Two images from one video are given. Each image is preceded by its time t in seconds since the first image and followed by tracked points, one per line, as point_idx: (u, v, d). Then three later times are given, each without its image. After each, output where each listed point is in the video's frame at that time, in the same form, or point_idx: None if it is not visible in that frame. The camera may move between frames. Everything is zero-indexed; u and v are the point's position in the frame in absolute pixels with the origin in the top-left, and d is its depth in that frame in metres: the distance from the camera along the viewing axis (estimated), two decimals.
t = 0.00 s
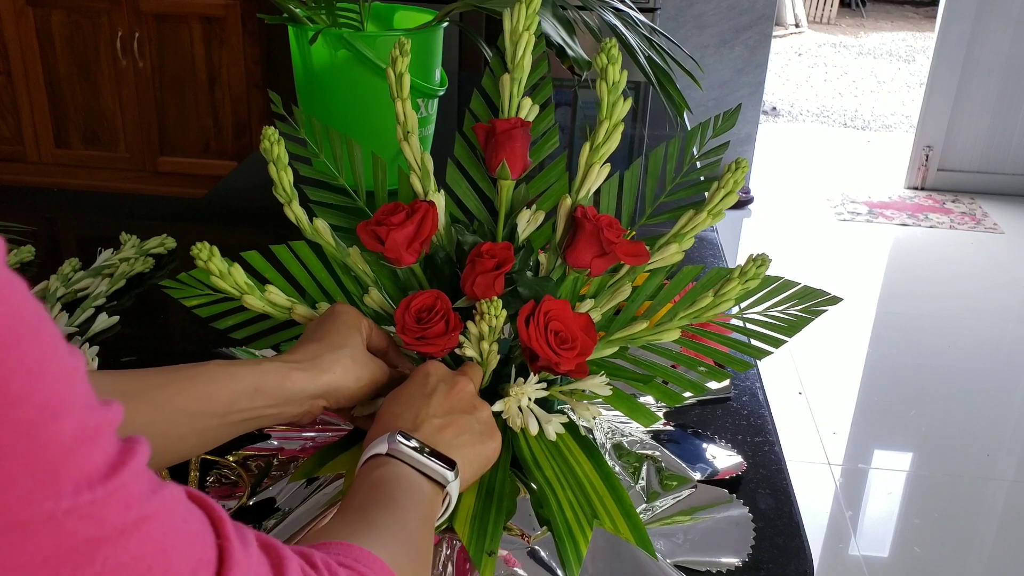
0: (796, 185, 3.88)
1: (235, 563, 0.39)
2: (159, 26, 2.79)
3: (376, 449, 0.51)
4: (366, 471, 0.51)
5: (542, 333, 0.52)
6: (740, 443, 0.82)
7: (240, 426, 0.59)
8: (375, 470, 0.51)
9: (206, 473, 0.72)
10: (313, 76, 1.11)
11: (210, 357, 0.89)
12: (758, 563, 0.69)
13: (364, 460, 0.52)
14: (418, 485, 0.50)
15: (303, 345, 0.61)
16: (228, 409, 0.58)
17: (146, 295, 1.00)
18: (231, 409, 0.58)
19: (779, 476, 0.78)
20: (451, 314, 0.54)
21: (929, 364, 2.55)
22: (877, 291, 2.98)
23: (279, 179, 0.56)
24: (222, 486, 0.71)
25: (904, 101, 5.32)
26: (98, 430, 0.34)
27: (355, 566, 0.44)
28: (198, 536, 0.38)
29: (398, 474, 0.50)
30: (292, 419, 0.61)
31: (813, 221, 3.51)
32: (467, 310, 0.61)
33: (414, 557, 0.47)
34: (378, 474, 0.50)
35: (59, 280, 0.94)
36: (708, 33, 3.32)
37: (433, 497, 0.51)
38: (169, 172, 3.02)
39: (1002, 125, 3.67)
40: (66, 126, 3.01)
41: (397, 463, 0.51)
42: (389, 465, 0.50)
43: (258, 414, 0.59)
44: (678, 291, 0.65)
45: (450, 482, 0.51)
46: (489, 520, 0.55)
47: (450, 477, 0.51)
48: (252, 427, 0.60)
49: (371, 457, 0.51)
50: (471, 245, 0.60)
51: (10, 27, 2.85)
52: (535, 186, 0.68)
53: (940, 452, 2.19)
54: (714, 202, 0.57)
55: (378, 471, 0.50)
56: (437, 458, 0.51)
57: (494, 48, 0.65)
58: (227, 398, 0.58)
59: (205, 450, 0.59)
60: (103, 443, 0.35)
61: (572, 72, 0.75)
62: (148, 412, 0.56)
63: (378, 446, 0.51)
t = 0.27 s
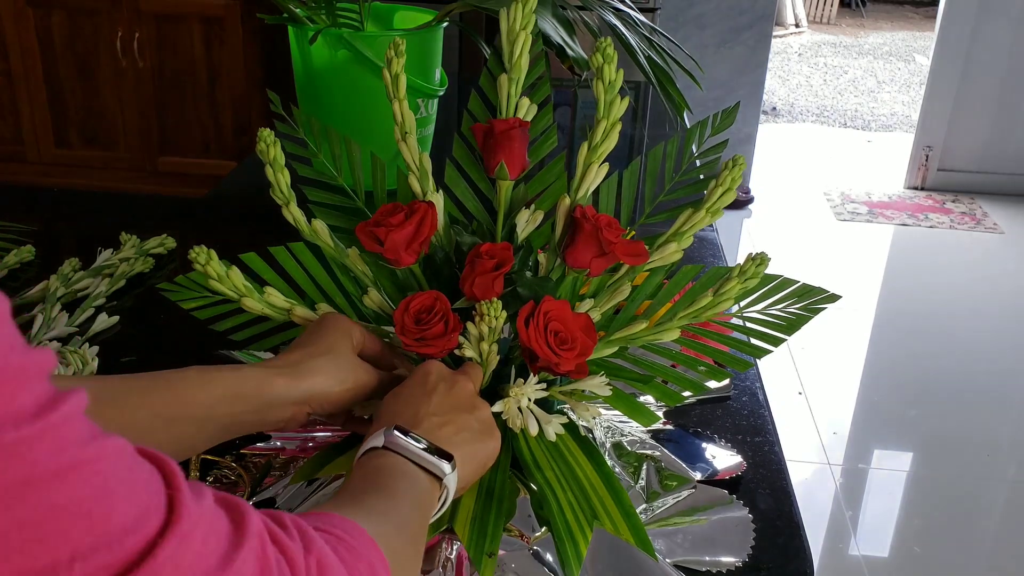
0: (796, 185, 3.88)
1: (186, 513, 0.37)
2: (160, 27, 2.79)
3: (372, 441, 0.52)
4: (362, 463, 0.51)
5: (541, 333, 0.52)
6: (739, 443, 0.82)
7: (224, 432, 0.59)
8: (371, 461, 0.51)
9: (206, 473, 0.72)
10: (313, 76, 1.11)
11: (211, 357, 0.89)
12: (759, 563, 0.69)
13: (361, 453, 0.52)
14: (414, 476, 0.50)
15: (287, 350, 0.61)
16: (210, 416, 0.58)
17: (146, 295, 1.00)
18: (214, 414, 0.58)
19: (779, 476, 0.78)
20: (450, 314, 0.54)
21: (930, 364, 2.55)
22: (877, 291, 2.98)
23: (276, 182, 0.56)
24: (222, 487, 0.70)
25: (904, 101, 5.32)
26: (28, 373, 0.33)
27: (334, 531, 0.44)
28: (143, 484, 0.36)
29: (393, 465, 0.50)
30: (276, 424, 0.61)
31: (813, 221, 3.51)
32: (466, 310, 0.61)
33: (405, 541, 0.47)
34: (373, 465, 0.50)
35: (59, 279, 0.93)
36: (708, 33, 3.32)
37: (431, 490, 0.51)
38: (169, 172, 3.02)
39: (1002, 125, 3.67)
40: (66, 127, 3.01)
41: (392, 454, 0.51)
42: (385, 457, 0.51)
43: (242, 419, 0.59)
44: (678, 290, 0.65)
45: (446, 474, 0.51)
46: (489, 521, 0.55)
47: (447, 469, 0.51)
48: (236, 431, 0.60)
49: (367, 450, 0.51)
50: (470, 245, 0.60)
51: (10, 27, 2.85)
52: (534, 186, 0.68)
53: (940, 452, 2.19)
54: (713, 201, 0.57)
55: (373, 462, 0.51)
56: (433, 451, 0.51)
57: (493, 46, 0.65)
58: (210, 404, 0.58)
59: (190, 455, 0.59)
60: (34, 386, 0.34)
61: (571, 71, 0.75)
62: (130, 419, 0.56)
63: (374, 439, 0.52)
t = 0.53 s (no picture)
0: (796, 185, 3.88)
1: (146, 465, 0.36)
2: (160, 27, 2.79)
3: (369, 433, 0.52)
4: (358, 454, 0.51)
5: (541, 333, 0.52)
6: (739, 443, 0.82)
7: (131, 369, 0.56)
8: (367, 451, 0.51)
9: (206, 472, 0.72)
10: (313, 76, 1.11)
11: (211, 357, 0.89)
12: (760, 564, 0.69)
13: (358, 445, 0.52)
14: (410, 467, 0.50)
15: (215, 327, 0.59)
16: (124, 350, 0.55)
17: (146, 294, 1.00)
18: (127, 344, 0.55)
19: (779, 476, 0.78)
20: (450, 313, 0.54)
21: (930, 364, 2.55)
22: (878, 291, 2.98)
23: (276, 181, 0.56)
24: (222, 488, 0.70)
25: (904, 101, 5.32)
26: None
27: (317, 499, 0.44)
28: (102, 438, 0.36)
29: (389, 456, 0.51)
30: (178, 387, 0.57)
31: (813, 221, 3.51)
32: (466, 310, 0.61)
33: (398, 527, 0.47)
34: (370, 455, 0.51)
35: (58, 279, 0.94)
36: (709, 33, 3.32)
37: (427, 482, 0.51)
38: (169, 172, 3.02)
39: (1002, 125, 3.67)
40: (66, 126, 3.01)
41: (388, 444, 0.51)
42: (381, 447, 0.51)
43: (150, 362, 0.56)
44: (678, 290, 0.65)
45: (444, 466, 0.51)
46: (489, 521, 0.55)
47: (445, 461, 0.51)
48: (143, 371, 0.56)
49: (364, 442, 0.52)
50: (470, 245, 0.60)
51: (10, 27, 2.85)
52: (534, 186, 0.68)
53: (940, 452, 2.19)
54: (714, 201, 0.57)
55: (369, 452, 0.51)
56: (431, 442, 0.51)
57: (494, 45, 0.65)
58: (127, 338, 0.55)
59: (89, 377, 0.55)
60: None
61: (571, 71, 0.75)
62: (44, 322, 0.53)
63: (372, 431, 0.52)
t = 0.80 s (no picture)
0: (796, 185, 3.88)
1: (130, 466, 0.36)
2: (159, 26, 2.79)
3: (367, 430, 0.52)
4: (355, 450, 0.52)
5: (541, 333, 0.52)
6: (739, 443, 0.82)
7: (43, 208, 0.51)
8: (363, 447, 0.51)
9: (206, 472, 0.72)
10: (313, 76, 1.11)
11: (211, 357, 0.89)
12: (760, 565, 0.69)
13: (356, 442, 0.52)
14: (406, 464, 0.50)
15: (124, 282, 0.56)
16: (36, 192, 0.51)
17: (146, 294, 1.00)
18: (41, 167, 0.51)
19: (779, 476, 0.78)
20: (450, 314, 0.54)
21: (930, 364, 2.55)
22: (878, 291, 2.98)
23: (276, 181, 0.56)
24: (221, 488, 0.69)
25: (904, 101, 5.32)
26: None
27: (306, 491, 0.44)
28: (84, 441, 0.36)
29: (385, 452, 0.51)
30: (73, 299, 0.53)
31: (813, 221, 3.51)
32: (467, 310, 0.61)
33: (394, 525, 0.47)
34: (366, 451, 0.51)
35: (59, 279, 0.95)
36: (708, 33, 3.32)
37: (424, 480, 0.51)
38: (169, 172, 3.02)
39: (1002, 125, 3.67)
40: (66, 126, 3.01)
41: (385, 441, 0.51)
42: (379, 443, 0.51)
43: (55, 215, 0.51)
44: (678, 290, 0.65)
45: (441, 463, 0.51)
46: (489, 521, 0.55)
47: (442, 458, 0.51)
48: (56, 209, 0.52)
49: (361, 439, 0.52)
50: (470, 245, 0.60)
51: (10, 27, 2.85)
52: (533, 187, 0.68)
53: (940, 452, 2.19)
54: (714, 201, 0.57)
55: (366, 448, 0.51)
56: (429, 438, 0.51)
57: (494, 46, 0.66)
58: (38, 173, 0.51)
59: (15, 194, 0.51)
60: None
61: (571, 71, 0.75)
62: None
63: (370, 427, 0.52)
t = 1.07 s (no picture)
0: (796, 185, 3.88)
1: (77, 436, 0.34)
2: (159, 26, 2.79)
3: (358, 421, 0.52)
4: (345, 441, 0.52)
5: (541, 333, 0.52)
6: (739, 443, 0.82)
7: None
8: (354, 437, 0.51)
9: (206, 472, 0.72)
10: (313, 76, 1.11)
11: (211, 357, 0.89)
12: (759, 565, 0.69)
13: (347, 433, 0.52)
14: (396, 455, 0.50)
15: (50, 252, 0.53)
16: None
17: (146, 294, 1.00)
18: None
19: (779, 476, 0.78)
20: (450, 314, 0.54)
21: (930, 364, 2.55)
22: (878, 291, 2.98)
23: (276, 181, 0.56)
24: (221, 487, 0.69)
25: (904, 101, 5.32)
26: None
27: (275, 467, 0.43)
28: (24, 410, 0.33)
29: (375, 443, 0.51)
30: None
31: (813, 221, 3.51)
32: (466, 310, 0.61)
33: (374, 511, 0.47)
34: (355, 442, 0.51)
35: (59, 279, 0.95)
36: (709, 33, 3.32)
37: (415, 473, 0.51)
38: (169, 172, 3.02)
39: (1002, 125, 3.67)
40: (66, 127, 3.01)
41: (374, 431, 0.51)
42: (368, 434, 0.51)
43: None
44: (678, 290, 0.65)
45: (432, 456, 0.51)
46: (489, 520, 0.55)
47: (433, 451, 0.51)
48: None
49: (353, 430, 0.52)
50: (470, 245, 0.60)
51: (10, 27, 2.85)
52: (533, 187, 0.68)
53: (940, 452, 2.19)
54: (714, 202, 0.57)
55: (355, 439, 0.51)
56: (421, 432, 0.51)
57: (494, 46, 0.66)
58: None
59: None
60: None
61: (571, 71, 0.75)
62: None
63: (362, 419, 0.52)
